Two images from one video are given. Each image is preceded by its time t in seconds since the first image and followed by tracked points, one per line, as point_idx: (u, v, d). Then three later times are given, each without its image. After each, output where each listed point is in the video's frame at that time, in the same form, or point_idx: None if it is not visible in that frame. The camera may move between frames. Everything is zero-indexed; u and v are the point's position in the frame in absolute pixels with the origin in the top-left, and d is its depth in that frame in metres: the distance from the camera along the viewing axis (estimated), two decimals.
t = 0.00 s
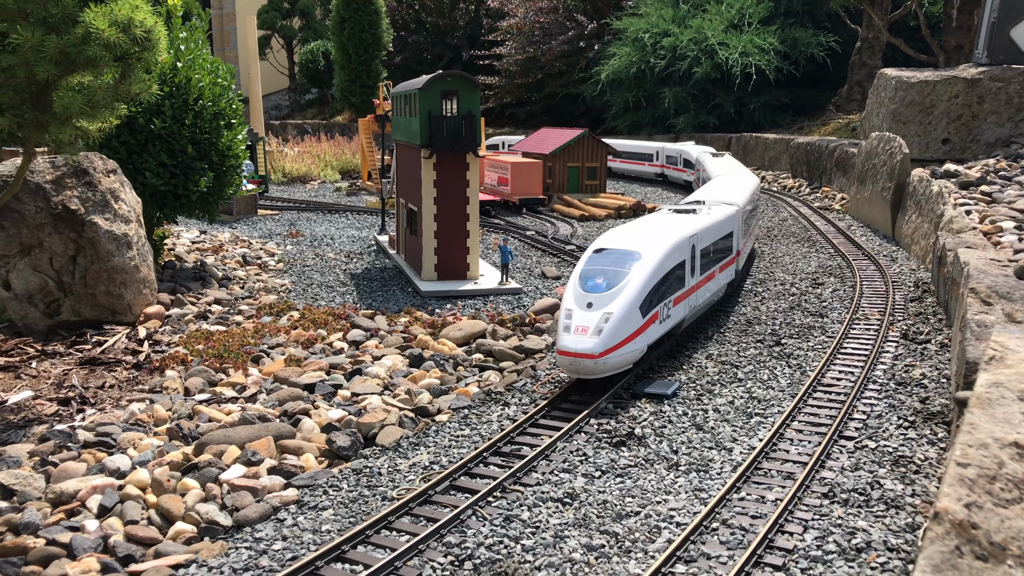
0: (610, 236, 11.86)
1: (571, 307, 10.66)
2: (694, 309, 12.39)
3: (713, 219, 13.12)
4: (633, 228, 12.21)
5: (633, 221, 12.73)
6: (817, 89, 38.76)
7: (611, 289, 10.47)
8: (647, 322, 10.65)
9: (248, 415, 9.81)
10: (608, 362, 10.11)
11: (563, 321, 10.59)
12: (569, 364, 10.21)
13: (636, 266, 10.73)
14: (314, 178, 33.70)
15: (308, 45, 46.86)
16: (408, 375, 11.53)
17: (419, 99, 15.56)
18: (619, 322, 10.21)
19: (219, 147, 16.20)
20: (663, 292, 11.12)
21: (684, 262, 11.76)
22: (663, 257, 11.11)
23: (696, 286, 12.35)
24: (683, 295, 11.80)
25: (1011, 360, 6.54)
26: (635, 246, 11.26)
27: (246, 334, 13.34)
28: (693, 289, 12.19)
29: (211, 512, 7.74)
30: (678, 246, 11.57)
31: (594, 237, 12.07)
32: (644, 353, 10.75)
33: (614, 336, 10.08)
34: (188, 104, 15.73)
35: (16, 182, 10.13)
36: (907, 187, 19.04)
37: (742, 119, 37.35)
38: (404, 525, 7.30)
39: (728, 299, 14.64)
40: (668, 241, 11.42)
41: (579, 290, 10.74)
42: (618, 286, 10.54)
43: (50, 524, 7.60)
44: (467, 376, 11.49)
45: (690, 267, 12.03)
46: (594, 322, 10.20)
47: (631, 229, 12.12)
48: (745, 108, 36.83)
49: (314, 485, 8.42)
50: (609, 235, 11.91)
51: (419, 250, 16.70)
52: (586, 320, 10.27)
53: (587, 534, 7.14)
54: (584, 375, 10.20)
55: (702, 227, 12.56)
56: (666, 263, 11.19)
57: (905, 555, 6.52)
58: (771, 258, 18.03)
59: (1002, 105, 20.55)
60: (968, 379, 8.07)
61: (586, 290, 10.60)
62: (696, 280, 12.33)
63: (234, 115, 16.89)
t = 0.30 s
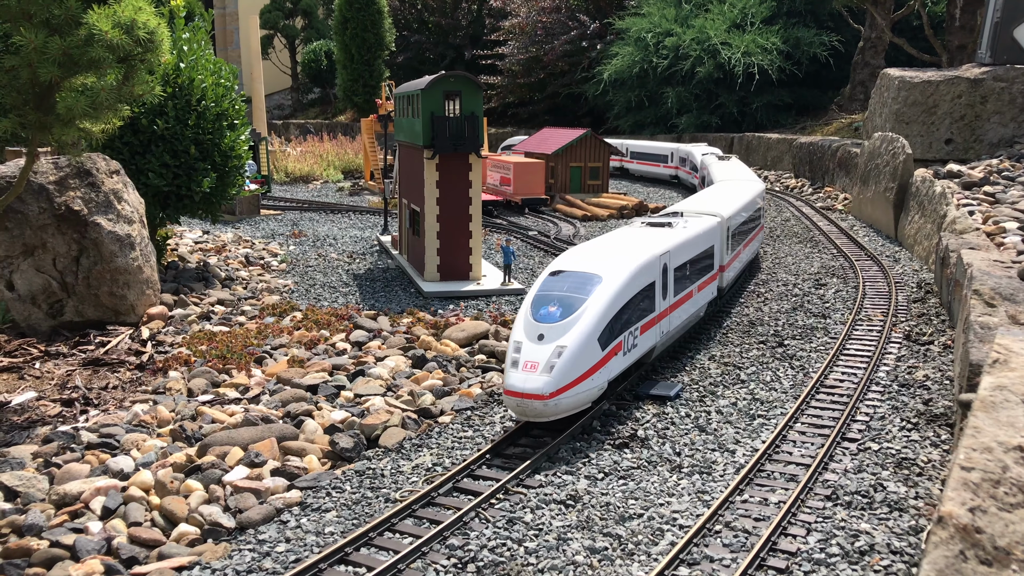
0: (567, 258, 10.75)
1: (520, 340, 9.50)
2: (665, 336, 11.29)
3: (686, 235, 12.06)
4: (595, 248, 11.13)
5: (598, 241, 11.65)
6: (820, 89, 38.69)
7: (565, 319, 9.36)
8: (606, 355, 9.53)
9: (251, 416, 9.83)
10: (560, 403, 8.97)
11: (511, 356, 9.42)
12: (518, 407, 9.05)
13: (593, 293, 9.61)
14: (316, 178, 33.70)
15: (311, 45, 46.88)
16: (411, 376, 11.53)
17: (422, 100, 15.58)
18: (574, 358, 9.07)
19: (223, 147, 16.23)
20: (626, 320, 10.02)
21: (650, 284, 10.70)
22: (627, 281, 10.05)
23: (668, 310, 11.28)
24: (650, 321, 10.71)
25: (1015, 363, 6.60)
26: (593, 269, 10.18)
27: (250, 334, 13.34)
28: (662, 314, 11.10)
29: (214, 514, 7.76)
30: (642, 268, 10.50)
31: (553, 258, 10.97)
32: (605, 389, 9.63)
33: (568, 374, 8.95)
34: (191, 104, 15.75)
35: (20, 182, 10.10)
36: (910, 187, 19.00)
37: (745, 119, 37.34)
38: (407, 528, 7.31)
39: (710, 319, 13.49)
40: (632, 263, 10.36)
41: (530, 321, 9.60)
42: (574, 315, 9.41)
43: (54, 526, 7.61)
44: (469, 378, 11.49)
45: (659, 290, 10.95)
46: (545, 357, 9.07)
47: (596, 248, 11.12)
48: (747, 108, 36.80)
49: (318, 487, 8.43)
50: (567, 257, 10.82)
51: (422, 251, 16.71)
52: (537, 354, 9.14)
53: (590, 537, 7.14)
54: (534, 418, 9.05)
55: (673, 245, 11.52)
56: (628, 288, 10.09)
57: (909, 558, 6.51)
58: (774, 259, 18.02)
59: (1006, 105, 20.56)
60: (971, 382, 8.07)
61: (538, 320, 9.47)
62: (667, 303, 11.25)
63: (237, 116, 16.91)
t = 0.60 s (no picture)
0: (510, 285, 9.65)
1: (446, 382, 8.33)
2: (625, 368, 10.14)
3: (648, 253, 10.95)
4: (542, 272, 10.06)
5: (547, 263, 10.57)
6: (822, 88, 38.66)
7: (498, 356, 8.23)
8: (547, 398, 8.41)
9: (253, 414, 9.85)
10: (490, 455, 7.80)
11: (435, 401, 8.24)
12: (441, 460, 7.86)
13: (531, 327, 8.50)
14: (318, 177, 33.72)
15: (313, 44, 46.89)
16: (413, 374, 11.55)
17: (424, 99, 15.58)
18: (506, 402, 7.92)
19: (225, 147, 16.24)
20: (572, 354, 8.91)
21: (602, 312, 9.59)
22: (574, 312, 8.97)
23: (626, 340, 10.15)
24: (604, 354, 9.58)
25: (1016, 361, 6.70)
26: (535, 297, 9.11)
27: (252, 333, 13.35)
28: (620, 345, 9.98)
29: (217, 511, 7.78)
30: (592, 294, 9.42)
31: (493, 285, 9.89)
32: (547, 435, 8.48)
33: (498, 421, 7.81)
34: (193, 103, 15.76)
35: (23, 181, 10.09)
36: (912, 186, 18.97)
37: (747, 118, 37.31)
38: (409, 526, 7.34)
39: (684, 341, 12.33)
40: (579, 291, 9.26)
41: (458, 360, 8.44)
42: (508, 352, 8.28)
43: (58, 523, 7.64)
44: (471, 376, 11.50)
45: (613, 319, 9.83)
46: (473, 402, 7.92)
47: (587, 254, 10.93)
48: (750, 108, 36.78)
49: (320, 484, 8.45)
50: (508, 284, 9.75)
51: (424, 250, 16.74)
52: (464, 399, 7.98)
53: (591, 534, 7.16)
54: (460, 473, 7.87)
55: (633, 266, 10.44)
56: (574, 318, 8.99)
57: (911, 556, 6.52)
58: (776, 258, 18.00)
59: (1008, 104, 20.58)
60: (973, 380, 8.09)
61: (467, 359, 8.31)
62: (625, 332, 10.13)
63: (240, 115, 16.93)
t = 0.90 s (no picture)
0: (426, 316, 8.26)
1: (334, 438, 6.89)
2: (566, 410, 8.75)
3: (599, 276, 9.59)
4: (467, 299, 8.67)
5: (477, 287, 9.18)
6: (824, 87, 38.60)
7: (394, 405, 6.81)
8: (457, 454, 7.00)
9: (253, 414, 9.83)
10: (378, 529, 6.39)
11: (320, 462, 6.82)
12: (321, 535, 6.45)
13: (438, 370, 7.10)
14: (320, 176, 33.72)
15: (315, 43, 46.89)
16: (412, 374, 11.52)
17: (425, 98, 15.53)
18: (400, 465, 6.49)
19: (225, 145, 16.20)
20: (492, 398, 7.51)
21: (534, 347, 8.20)
22: (497, 349, 7.59)
23: (567, 379, 8.74)
24: (537, 397, 8.18)
25: (1017, 361, 6.69)
26: (451, 329, 7.73)
27: (252, 332, 13.32)
28: (559, 383, 8.60)
29: (215, 511, 7.76)
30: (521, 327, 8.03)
31: (406, 315, 8.47)
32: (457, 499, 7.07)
33: (388, 488, 6.39)
34: (193, 102, 15.73)
35: (23, 180, 10.05)
36: (914, 186, 18.91)
37: (749, 118, 37.27)
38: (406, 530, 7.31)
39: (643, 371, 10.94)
40: (505, 322, 7.87)
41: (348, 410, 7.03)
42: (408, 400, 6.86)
43: (56, 523, 7.62)
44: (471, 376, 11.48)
45: (550, 354, 8.45)
46: (359, 464, 6.50)
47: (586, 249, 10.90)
48: (752, 107, 36.72)
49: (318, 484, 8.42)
50: (421, 315, 8.35)
51: (424, 249, 16.71)
52: (350, 460, 6.55)
53: (590, 534, 7.13)
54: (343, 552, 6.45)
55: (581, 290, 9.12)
56: (496, 356, 7.58)
57: (911, 556, 6.49)
58: (777, 258, 17.94)
59: (1011, 103, 20.54)
60: (974, 380, 8.05)
61: (358, 410, 6.88)
62: (566, 368, 8.75)
63: (240, 114, 16.91)
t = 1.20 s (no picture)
0: (320, 352, 7.11)
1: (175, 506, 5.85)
2: (490, 462, 7.58)
3: (538, 304, 8.35)
4: (373, 332, 7.47)
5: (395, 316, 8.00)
6: (826, 87, 38.55)
7: (241, 474, 5.70)
8: (323, 528, 5.84)
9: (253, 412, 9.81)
10: None
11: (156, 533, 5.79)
12: None
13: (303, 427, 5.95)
14: (321, 175, 33.73)
15: (317, 42, 46.90)
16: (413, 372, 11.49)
17: (427, 96, 15.51)
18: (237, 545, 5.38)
19: (227, 144, 16.18)
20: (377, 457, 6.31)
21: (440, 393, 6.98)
22: (389, 396, 6.42)
23: (487, 427, 7.52)
24: (442, 451, 6.96)
25: (1020, 359, 6.66)
26: (338, 372, 6.57)
27: (253, 330, 13.29)
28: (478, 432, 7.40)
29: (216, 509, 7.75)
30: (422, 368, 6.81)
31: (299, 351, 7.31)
32: None
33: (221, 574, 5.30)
34: (195, 101, 15.72)
35: (24, 178, 10.02)
36: (916, 185, 18.87)
37: (751, 117, 37.22)
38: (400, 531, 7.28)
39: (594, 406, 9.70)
40: (400, 365, 6.66)
41: (197, 472, 5.97)
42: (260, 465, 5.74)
43: (56, 520, 7.61)
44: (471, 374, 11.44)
45: (464, 399, 7.23)
46: (192, 544, 5.44)
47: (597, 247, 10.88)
48: (753, 107, 36.68)
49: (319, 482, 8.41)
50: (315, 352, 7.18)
51: (426, 248, 16.70)
52: (183, 538, 5.49)
53: (591, 533, 7.12)
54: None
55: (540, 309, 8.36)
56: (382, 406, 6.37)
57: (913, 555, 6.47)
58: (778, 258, 17.90)
59: (1013, 103, 20.50)
60: (976, 379, 8.03)
61: (205, 475, 5.81)
62: (487, 415, 7.54)
63: (241, 113, 16.90)
